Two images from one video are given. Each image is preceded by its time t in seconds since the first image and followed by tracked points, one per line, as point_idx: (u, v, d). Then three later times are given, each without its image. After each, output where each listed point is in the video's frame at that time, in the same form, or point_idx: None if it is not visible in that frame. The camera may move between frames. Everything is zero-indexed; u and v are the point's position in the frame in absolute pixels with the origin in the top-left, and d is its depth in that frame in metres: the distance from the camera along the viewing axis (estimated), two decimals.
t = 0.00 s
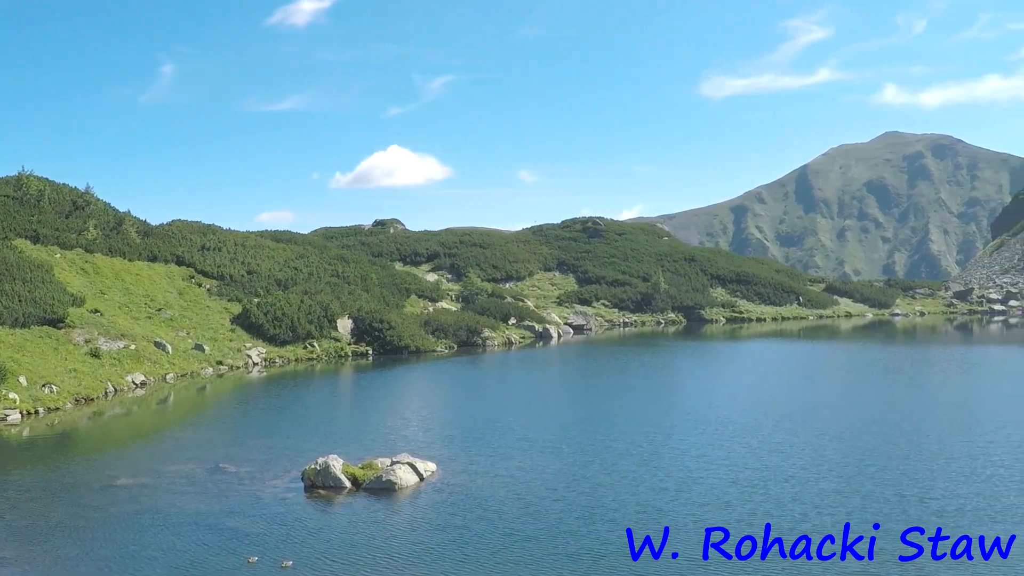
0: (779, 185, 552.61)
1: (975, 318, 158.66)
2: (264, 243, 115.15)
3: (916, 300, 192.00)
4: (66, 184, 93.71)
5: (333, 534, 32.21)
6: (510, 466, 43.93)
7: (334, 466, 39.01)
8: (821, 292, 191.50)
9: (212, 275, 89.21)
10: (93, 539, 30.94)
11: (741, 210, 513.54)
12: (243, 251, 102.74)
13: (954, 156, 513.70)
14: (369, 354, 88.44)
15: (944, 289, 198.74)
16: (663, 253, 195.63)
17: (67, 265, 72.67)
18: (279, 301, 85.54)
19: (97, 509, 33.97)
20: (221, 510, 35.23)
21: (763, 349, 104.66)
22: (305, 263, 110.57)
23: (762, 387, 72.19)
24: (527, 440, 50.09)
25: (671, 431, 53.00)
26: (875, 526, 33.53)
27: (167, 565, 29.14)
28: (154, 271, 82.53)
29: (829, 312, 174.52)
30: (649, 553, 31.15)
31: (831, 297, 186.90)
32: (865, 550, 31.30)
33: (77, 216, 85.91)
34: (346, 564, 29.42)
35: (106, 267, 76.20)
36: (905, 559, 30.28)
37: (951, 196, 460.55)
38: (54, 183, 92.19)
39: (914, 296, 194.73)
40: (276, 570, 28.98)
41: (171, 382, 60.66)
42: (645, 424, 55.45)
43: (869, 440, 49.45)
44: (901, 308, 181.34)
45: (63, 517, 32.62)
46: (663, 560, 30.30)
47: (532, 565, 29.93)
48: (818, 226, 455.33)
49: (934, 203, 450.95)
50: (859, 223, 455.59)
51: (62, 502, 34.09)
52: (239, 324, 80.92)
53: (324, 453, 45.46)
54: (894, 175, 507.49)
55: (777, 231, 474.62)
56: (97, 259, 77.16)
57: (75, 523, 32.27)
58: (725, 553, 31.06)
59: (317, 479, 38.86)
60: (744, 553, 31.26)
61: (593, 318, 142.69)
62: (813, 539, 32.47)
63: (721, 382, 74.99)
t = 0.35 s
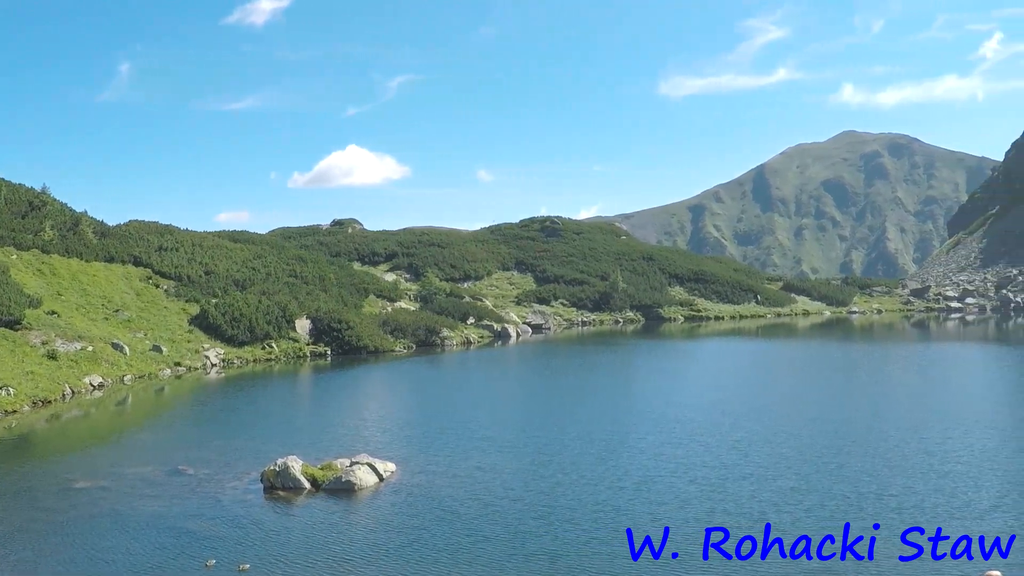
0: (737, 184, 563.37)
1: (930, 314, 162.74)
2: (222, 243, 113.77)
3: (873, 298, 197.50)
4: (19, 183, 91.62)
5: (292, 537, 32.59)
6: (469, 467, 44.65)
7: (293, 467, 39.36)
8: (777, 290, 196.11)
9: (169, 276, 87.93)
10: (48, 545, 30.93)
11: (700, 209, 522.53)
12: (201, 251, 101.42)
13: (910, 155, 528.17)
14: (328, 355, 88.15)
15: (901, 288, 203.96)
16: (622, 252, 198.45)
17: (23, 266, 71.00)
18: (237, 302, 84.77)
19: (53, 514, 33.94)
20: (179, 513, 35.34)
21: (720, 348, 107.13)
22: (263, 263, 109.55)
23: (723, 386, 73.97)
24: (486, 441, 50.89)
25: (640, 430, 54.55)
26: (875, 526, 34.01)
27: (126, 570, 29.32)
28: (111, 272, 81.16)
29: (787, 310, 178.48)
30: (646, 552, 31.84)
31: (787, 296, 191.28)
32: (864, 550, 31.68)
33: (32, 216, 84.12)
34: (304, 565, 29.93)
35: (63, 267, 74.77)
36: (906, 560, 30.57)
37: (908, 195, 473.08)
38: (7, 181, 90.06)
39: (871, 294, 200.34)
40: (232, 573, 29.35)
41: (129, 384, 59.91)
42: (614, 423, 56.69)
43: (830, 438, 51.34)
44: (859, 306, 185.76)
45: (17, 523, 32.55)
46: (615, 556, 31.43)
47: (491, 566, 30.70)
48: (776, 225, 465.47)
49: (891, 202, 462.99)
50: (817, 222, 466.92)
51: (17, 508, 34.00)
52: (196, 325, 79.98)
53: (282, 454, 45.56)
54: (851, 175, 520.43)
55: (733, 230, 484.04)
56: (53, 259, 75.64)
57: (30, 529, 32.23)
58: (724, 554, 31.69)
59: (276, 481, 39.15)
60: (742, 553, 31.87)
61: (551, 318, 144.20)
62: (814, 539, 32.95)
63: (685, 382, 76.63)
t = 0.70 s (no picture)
0: (700, 183, 571.68)
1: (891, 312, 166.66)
2: (184, 243, 112.45)
3: (836, 296, 202.31)
4: None
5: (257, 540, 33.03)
6: (432, 468, 45.28)
7: (257, 469, 39.70)
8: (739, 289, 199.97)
9: (132, 277, 86.70)
10: (10, 552, 31.04)
11: (664, 208, 529.35)
12: (163, 252, 100.15)
13: (871, 155, 539.87)
14: (291, 356, 87.79)
15: (863, 287, 208.79)
16: (586, 252, 200.54)
17: None
18: (200, 303, 84.02)
19: (15, 519, 34.01)
20: (142, 516, 35.56)
21: (683, 347, 109.11)
22: (226, 264, 108.53)
23: (689, 385, 75.42)
24: (447, 441, 51.65)
25: (613, 430, 55.78)
26: (874, 526, 35.02)
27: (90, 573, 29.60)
28: (72, 273, 79.89)
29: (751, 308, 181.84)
30: (647, 552, 32.76)
31: (748, 294, 195.25)
32: (863, 550, 32.63)
33: None
34: (269, 568, 30.40)
35: (24, 269, 73.51)
36: (904, 561, 31.50)
37: (869, 194, 484.20)
38: None
39: (833, 293, 205.22)
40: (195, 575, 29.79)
41: (92, 386, 59.28)
42: (588, 424, 57.68)
43: (794, 437, 52.97)
44: (822, 304, 190.12)
45: None
46: (577, 555, 32.45)
47: (455, 566, 31.44)
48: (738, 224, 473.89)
49: (853, 201, 473.03)
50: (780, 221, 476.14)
51: None
52: (159, 327, 79.09)
53: (246, 456, 45.68)
54: (814, 175, 531.32)
55: (696, 229, 491.33)
56: (13, 260, 74.25)
57: None
58: (724, 554, 32.55)
59: (240, 482, 39.50)
60: (741, 553, 32.77)
61: (514, 317, 145.27)
62: (813, 539, 33.92)
63: (652, 381, 77.85)
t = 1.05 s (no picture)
0: (665, 183, 578.77)
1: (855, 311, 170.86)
2: (148, 244, 111.17)
3: (801, 294, 206.87)
4: None
5: (223, 542, 33.43)
6: (394, 469, 45.85)
7: (223, 470, 39.96)
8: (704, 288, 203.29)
9: (95, 278, 85.50)
10: None
11: (628, 207, 534.72)
12: (127, 252, 98.93)
13: (835, 155, 551.52)
14: (255, 356, 87.35)
15: (828, 285, 213.83)
16: (552, 251, 202.24)
17: None
18: (164, 304, 83.25)
19: None
20: (106, 518, 35.72)
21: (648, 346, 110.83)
22: (191, 265, 107.46)
23: (655, 385, 76.87)
24: (410, 441, 52.43)
25: (588, 429, 57.15)
26: (874, 526, 36.22)
27: None
28: (35, 274, 78.71)
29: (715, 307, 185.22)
30: (647, 552, 33.85)
31: (712, 293, 198.38)
32: (862, 550, 33.79)
33: None
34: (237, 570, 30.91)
35: None
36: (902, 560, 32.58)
37: (832, 193, 495.11)
38: None
39: (797, 291, 209.65)
40: None
41: (57, 389, 58.76)
42: (563, 424, 58.93)
43: (759, 436, 54.65)
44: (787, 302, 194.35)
45: None
46: (541, 556, 33.49)
47: (426, 567, 32.19)
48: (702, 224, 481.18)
49: (817, 200, 482.88)
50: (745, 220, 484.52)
51: None
52: (122, 328, 78.15)
53: (211, 457, 45.74)
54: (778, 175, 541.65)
55: (660, 228, 497.25)
56: None
57: None
58: (725, 553, 33.66)
59: (205, 484, 39.76)
60: (741, 552, 33.90)
61: (479, 317, 146.05)
62: (813, 539, 35.10)
63: (620, 380, 79.13)
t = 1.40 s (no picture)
0: (630, 183, 584.89)
1: (818, 310, 175.30)
2: (108, 244, 109.73)
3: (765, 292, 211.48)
4: None
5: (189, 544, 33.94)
6: (357, 470, 46.62)
7: (187, 472, 40.32)
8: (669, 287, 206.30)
9: (58, 279, 84.30)
10: None
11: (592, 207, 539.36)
12: (89, 253, 97.69)
13: (797, 154, 562.90)
14: (219, 357, 86.97)
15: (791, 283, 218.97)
16: (516, 251, 203.72)
17: None
18: (126, 306, 82.49)
19: None
20: (72, 521, 35.99)
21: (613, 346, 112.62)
22: (154, 265, 106.36)
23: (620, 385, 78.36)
24: (374, 441, 53.29)
25: (556, 429, 58.42)
26: (874, 526, 37.66)
27: None
28: None
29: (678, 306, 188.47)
30: (649, 553, 35.08)
31: (678, 292, 201.13)
32: (863, 550, 35.15)
33: None
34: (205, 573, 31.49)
35: None
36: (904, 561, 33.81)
37: (794, 192, 505.93)
38: None
39: (761, 291, 213.69)
40: None
41: (19, 392, 58.35)
42: (533, 424, 60.10)
43: (721, 436, 56.40)
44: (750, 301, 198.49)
45: None
46: (507, 556, 34.66)
47: (398, 569, 33.01)
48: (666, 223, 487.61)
49: (780, 200, 492.55)
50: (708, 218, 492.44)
51: None
52: (85, 330, 77.23)
53: (176, 459, 45.99)
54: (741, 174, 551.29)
55: (624, 227, 502.48)
56: None
57: None
58: (725, 553, 34.96)
59: (170, 486, 40.08)
60: (743, 552, 35.25)
61: (444, 317, 146.76)
62: (814, 539, 36.43)
63: (585, 381, 80.44)
